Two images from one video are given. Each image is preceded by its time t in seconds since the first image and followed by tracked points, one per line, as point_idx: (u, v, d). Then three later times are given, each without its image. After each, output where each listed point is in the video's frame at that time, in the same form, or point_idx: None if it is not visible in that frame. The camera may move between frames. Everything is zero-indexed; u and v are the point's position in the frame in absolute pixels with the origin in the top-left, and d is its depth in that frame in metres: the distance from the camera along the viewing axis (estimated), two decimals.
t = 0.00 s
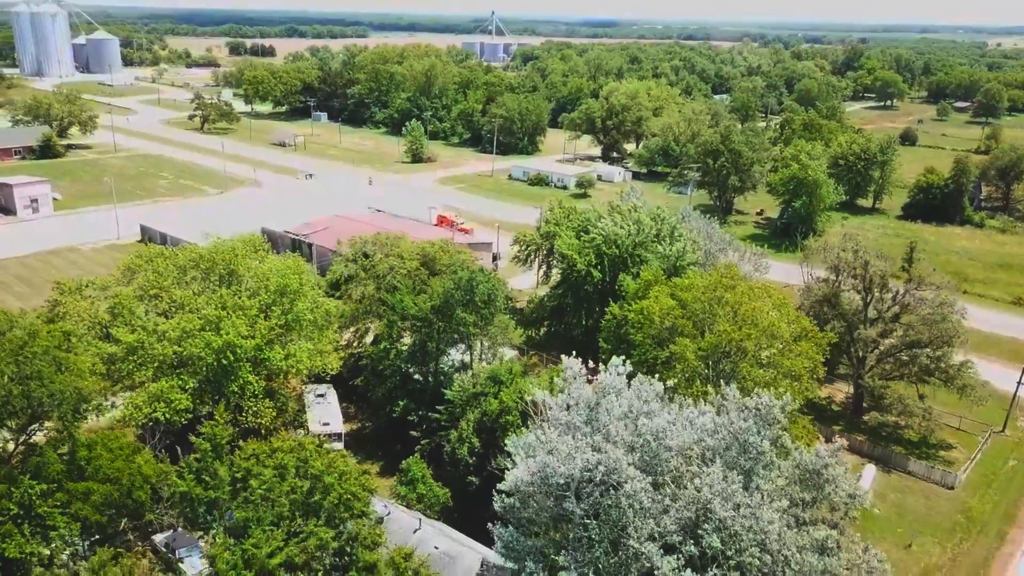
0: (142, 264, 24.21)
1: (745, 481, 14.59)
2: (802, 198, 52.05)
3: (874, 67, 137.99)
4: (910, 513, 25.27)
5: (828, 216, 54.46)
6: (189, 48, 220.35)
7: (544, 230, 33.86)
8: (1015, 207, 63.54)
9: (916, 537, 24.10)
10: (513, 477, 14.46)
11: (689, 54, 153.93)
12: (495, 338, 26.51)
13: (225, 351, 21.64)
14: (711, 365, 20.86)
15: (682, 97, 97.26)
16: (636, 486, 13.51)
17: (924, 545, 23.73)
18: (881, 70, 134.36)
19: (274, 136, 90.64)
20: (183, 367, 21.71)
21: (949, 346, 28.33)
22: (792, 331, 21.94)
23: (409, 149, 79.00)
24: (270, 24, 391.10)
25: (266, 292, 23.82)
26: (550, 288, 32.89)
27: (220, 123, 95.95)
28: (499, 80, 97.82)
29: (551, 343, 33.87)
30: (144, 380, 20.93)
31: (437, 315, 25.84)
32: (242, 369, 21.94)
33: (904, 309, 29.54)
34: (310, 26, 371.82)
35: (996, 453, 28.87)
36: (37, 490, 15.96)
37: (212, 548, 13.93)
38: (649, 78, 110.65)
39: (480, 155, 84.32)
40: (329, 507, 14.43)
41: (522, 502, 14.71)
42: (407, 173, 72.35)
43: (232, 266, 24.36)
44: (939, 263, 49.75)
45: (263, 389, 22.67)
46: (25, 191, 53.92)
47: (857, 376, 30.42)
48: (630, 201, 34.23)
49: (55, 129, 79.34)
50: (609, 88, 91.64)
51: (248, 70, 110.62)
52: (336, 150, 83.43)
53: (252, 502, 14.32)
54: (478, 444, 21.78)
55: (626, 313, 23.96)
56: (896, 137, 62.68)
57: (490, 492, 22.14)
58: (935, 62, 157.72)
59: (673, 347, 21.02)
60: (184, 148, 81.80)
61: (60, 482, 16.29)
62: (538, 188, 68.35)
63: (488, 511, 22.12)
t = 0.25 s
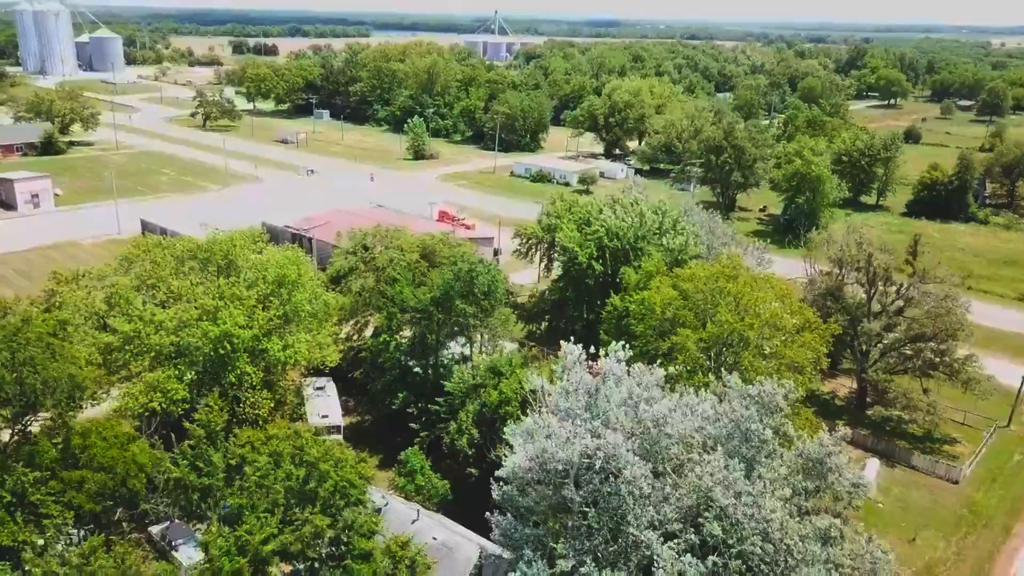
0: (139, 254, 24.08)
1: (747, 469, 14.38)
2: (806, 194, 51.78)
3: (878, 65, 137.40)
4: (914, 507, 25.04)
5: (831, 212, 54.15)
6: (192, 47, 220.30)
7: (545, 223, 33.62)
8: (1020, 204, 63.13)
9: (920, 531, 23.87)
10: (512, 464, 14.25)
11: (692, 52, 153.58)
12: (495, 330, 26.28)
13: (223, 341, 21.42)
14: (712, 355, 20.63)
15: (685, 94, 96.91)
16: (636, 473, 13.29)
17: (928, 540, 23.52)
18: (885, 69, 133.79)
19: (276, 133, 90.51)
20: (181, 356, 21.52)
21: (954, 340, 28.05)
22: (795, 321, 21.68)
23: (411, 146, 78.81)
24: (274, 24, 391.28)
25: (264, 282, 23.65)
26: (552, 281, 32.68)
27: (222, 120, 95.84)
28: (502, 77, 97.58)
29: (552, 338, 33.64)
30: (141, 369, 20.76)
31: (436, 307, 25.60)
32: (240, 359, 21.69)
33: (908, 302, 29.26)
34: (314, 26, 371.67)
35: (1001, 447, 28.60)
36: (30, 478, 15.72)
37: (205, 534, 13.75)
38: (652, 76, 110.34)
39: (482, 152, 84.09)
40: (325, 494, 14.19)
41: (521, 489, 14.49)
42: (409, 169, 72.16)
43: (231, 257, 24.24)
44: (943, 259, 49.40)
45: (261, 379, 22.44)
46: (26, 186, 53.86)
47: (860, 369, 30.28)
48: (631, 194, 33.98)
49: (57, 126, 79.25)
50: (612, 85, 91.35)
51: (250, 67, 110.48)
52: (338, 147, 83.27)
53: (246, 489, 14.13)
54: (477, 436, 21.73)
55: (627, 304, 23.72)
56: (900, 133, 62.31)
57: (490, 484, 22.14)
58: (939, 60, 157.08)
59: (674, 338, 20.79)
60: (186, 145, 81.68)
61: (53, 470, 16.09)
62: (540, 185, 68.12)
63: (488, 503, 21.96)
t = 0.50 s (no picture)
0: (136, 243, 23.93)
1: (750, 456, 14.15)
2: (810, 190, 51.43)
3: (882, 64, 136.88)
4: (919, 501, 24.76)
5: (836, 208, 53.82)
6: (197, 47, 220.39)
7: (547, 215, 33.38)
8: None
9: (925, 525, 23.60)
10: (511, 448, 14.03)
11: (696, 51, 153.18)
12: (496, 322, 26.06)
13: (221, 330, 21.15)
14: (715, 345, 20.38)
15: (689, 92, 96.59)
16: (637, 458, 13.06)
17: (934, 533, 23.24)
18: (889, 67, 133.27)
19: (279, 131, 90.41)
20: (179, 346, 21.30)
21: (959, 334, 27.75)
22: (799, 311, 21.43)
23: (413, 143, 78.60)
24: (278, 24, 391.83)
25: (263, 272, 23.45)
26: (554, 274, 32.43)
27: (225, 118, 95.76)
28: (505, 75, 97.32)
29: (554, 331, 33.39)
30: (138, 358, 20.54)
31: (436, 298, 25.40)
32: (239, 348, 21.39)
33: (913, 296, 28.96)
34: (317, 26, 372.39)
35: (1007, 442, 28.30)
36: (23, 464, 15.44)
37: (199, 520, 13.55)
38: (656, 74, 109.94)
39: (485, 149, 83.82)
40: (321, 480, 13.98)
41: (519, 475, 14.27)
42: (411, 166, 72.00)
43: (229, 247, 24.07)
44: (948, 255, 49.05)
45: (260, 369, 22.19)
46: (28, 181, 53.80)
47: (865, 363, 29.98)
48: (634, 186, 33.73)
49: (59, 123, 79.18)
50: (615, 83, 91.08)
51: (253, 65, 110.37)
52: (340, 144, 83.10)
53: (240, 473, 13.97)
54: (477, 426, 21.62)
55: (629, 294, 23.47)
56: (905, 130, 61.94)
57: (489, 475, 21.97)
58: (944, 59, 156.42)
59: (676, 327, 20.57)
60: (189, 142, 81.59)
61: (47, 456, 15.85)
62: (543, 182, 67.88)
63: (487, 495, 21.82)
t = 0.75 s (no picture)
0: (134, 233, 23.79)
1: (752, 443, 13.97)
2: (813, 186, 51.27)
3: (885, 62, 136.51)
4: (923, 494, 24.57)
5: (838, 204, 53.59)
6: (199, 46, 220.52)
7: (548, 208, 33.23)
8: None
9: (930, 518, 23.39)
10: (510, 434, 13.86)
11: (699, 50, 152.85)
12: (496, 313, 25.91)
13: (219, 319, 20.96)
14: (717, 335, 20.20)
15: (691, 90, 96.38)
16: (637, 442, 12.90)
17: (938, 526, 23.05)
18: (892, 65, 132.90)
19: (280, 128, 90.34)
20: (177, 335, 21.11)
21: (963, 326, 27.55)
22: (801, 301, 21.25)
23: (415, 140, 78.48)
24: (280, 23, 391.82)
25: (261, 262, 23.28)
26: (555, 267, 32.28)
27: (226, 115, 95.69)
28: (506, 73, 97.23)
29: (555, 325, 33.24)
30: (135, 346, 20.22)
31: (436, 289, 25.26)
32: (236, 338, 21.19)
33: (916, 288, 28.77)
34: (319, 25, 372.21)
35: (1012, 435, 28.08)
36: (17, 452, 15.18)
37: (193, 505, 13.23)
38: (658, 72, 109.81)
39: (487, 146, 83.69)
40: (317, 466, 13.81)
41: (519, 460, 14.10)
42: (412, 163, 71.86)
43: (228, 238, 23.95)
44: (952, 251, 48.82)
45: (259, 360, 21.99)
46: (29, 176, 53.74)
47: (868, 357, 29.79)
48: (635, 179, 33.57)
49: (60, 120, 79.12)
50: (617, 80, 90.89)
51: (255, 64, 110.33)
52: (341, 142, 83.02)
53: (236, 459, 13.82)
54: (477, 417, 21.54)
55: (630, 285, 23.29)
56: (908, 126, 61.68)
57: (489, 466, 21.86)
58: (947, 58, 155.98)
59: (678, 317, 20.40)
60: (190, 139, 81.52)
61: (41, 443, 15.59)
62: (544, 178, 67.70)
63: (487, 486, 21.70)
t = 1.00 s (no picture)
0: (132, 220, 23.58)
1: (755, 427, 13.76)
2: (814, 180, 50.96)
3: (888, 60, 136.05)
4: (928, 485, 24.33)
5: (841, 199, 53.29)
6: (201, 44, 220.50)
7: (550, 200, 33.02)
8: None
9: (935, 510, 23.15)
10: (509, 416, 13.65)
11: (701, 48, 152.44)
12: (497, 303, 25.70)
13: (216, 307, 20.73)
14: (720, 323, 19.97)
15: (694, 86, 96.06)
16: (639, 424, 12.67)
17: (942, 517, 22.82)
18: (895, 63, 132.42)
19: (282, 125, 90.18)
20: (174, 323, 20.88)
21: (968, 317, 27.29)
22: (804, 288, 21.01)
23: (416, 136, 78.26)
24: (283, 22, 391.86)
25: (260, 251, 23.15)
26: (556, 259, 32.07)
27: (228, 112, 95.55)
28: (509, 70, 96.98)
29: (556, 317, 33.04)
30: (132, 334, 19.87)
31: (436, 279, 25.06)
32: (234, 326, 20.95)
33: (921, 279, 28.51)
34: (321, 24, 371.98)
35: (1017, 427, 27.83)
36: (11, 436, 14.79)
37: (187, 488, 12.98)
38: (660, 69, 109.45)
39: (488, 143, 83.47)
40: (314, 449, 13.61)
41: (519, 443, 13.91)
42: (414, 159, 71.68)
43: (226, 226, 23.90)
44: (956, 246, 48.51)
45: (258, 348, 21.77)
46: (30, 171, 53.58)
47: (872, 348, 29.55)
48: (637, 170, 33.35)
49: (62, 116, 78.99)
50: (620, 77, 90.63)
51: (257, 61, 110.18)
52: (343, 138, 82.86)
53: (232, 442, 13.62)
54: (477, 405, 21.38)
55: (631, 272, 23.05)
56: (912, 121, 61.35)
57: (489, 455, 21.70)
58: (950, 56, 155.46)
59: (681, 305, 20.16)
60: (192, 135, 81.41)
61: (36, 428, 15.17)
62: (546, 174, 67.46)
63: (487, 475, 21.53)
